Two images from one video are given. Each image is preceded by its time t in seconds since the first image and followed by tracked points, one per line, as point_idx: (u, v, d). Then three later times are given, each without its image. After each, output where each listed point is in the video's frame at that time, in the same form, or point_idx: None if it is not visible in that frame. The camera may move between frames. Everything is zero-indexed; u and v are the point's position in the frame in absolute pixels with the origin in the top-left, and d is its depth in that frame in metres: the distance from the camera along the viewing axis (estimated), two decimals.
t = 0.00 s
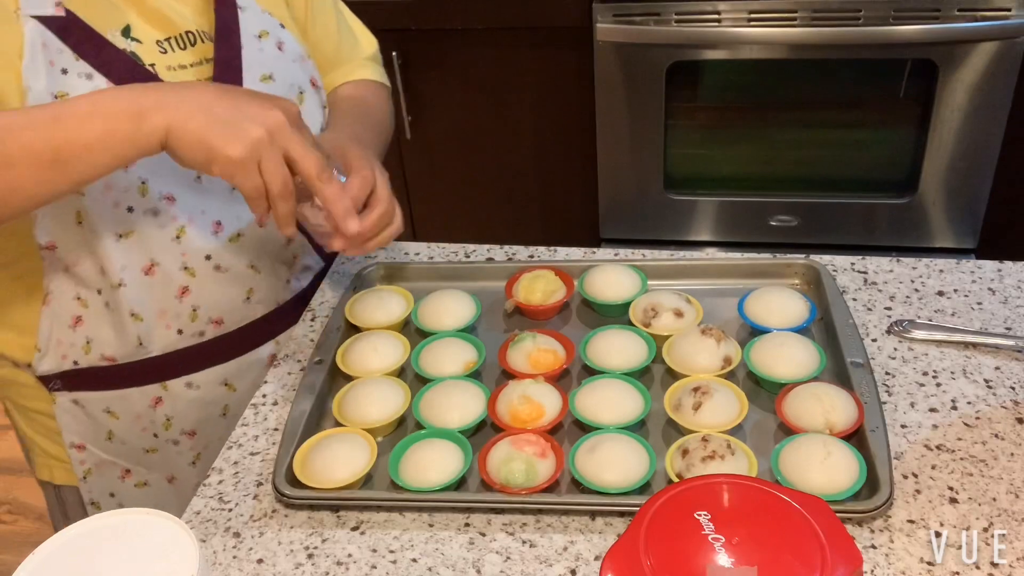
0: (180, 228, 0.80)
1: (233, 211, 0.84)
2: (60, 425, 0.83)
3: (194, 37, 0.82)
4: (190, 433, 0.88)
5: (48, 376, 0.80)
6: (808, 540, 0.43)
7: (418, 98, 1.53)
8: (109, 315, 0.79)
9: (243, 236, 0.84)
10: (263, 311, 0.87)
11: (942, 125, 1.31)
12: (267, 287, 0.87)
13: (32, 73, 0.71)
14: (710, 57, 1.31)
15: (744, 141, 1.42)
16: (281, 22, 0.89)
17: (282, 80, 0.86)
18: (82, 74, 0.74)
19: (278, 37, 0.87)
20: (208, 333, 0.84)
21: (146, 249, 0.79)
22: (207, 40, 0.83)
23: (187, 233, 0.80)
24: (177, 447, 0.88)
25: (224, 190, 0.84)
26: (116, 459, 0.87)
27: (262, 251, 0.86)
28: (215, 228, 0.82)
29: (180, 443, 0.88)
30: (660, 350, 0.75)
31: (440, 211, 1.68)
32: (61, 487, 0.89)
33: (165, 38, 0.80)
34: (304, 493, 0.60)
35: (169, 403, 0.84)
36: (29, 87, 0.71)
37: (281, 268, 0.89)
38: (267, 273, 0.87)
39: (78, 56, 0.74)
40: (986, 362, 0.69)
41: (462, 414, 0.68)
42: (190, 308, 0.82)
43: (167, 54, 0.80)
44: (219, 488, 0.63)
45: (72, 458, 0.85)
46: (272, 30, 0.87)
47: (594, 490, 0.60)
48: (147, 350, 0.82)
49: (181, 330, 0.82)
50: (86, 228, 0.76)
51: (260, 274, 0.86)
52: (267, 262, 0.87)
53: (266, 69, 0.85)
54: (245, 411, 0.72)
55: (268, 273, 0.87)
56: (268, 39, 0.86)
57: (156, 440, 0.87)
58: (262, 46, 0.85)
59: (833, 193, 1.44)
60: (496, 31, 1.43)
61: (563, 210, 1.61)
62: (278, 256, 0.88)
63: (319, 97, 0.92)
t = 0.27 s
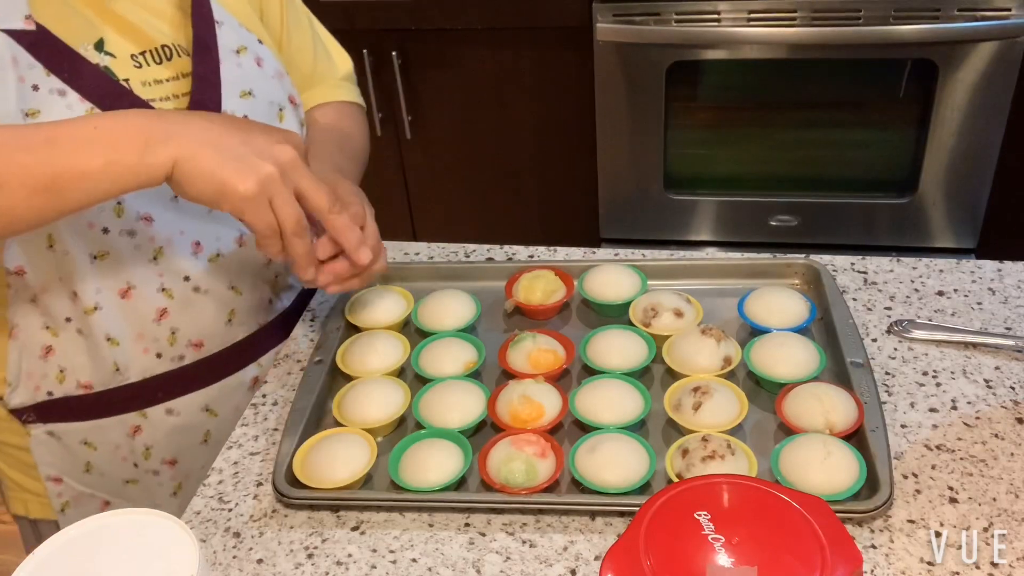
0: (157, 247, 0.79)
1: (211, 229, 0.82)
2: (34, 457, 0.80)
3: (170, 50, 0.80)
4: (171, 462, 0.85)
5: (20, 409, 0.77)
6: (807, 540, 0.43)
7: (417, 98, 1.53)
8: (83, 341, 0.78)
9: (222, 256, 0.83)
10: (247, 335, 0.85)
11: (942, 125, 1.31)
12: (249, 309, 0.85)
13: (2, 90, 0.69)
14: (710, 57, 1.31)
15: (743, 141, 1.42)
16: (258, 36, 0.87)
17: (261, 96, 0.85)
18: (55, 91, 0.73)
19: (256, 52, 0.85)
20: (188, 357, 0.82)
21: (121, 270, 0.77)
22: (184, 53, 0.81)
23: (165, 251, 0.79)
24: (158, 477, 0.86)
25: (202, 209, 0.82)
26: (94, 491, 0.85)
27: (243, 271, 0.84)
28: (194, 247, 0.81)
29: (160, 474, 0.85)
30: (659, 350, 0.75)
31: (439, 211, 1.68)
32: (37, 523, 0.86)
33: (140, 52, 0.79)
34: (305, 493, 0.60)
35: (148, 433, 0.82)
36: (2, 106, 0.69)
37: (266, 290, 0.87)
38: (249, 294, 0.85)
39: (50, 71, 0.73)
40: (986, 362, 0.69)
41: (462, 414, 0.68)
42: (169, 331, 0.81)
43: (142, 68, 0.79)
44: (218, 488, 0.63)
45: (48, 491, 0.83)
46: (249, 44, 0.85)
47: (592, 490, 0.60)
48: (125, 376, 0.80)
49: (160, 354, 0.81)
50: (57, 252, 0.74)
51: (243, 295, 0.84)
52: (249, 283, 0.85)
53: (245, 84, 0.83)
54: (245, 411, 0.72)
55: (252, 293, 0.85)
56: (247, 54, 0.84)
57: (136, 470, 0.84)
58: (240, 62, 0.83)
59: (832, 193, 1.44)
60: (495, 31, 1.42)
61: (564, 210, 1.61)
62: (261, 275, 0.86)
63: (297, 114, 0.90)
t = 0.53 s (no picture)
0: (146, 259, 0.78)
1: (201, 241, 0.82)
2: (22, 482, 0.79)
3: (156, 59, 0.79)
4: (161, 482, 0.84)
5: (6, 432, 0.76)
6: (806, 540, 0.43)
7: (417, 99, 1.53)
8: (70, 359, 0.76)
9: (213, 269, 0.82)
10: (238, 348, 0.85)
11: (942, 125, 1.31)
12: (241, 323, 0.84)
13: None
14: (710, 57, 1.31)
15: (743, 141, 1.42)
16: (246, 44, 0.86)
17: (250, 103, 0.84)
18: (39, 99, 0.72)
19: (243, 59, 0.85)
20: (179, 372, 0.81)
21: (110, 284, 0.77)
22: (169, 62, 0.80)
23: (154, 264, 0.78)
24: (150, 498, 0.85)
25: (192, 220, 0.81)
26: (84, 513, 0.84)
27: (234, 284, 0.84)
28: (184, 260, 0.80)
29: (151, 494, 0.85)
30: (660, 350, 0.75)
31: (439, 211, 1.68)
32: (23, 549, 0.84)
33: (125, 61, 0.78)
34: (306, 493, 0.60)
35: (138, 452, 0.81)
36: None
37: (257, 302, 0.86)
38: (241, 307, 0.84)
39: (33, 81, 0.72)
40: (986, 362, 0.69)
41: (462, 414, 0.68)
42: (160, 347, 0.80)
43: (127, 78, 0.78)
44: (219, 487, 0.63)
45: (38, 515, 0.82)
46: (236, 52, 0.84)
47: (593, 489, 0.60)
48: (114, 394, 0.79)
49: (151, 370, 0.80)
50: (43, 266, 0.73)
51: (234, 308, 0.84)
52: (241, 295, 0.84)
53: (233, 92, 0.83)
54: (245, 411, 0.72)
55: (243, 306, 0.84)
56: (234, 61, 0.84)
57: (126, 490, 0.84)
58: (228, 70, 0.83)
59: (831, 193, 1.44)
60: (495, 31, 1.42)
61: (563, 210, 1.61)
62: (251, 289, 0.85)
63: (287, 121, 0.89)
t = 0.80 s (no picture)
0: (148, 267, 0.77)
1: (202, 247, 0.81)
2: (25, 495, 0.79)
3: (150, 64, 0.79)
4: (166, 491, 0.84)
5: (7, 445, 0.77)
6: (806, 541, 0.43)
7: (417, 99, 1.53)
8: (72, 370, 0.76)
9: (215, 275, 0.82)
10: (242, 354, 0.84)
11: (942, 125, 1.31)
12: (244, 329, 0.84)
13: None
14: (710, 57, 1.31)
15: (743, 141, 1.42)
16: (238, 44, 0.86)
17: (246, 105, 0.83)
18: (36, 108, 0.72)
19: (238, 61, 0.84)
20: (183, 381, 0.81)
21: (112, 294, 0.76)
22: (163, 66, 0.80)
23: (156, 271, 0.78)
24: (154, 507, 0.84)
25: (192, 226, 0.81)
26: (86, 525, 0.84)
27: (236, 289, 0.83)
28: (186, 266, 0.80)
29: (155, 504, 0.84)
30: (660, 350, 0.75)
31: (439, 212, 1.68)
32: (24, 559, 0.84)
33: (119, 67, 0.78)
34: (306, 493, 0.60)
35: (142, 462, 0.80)
36: None
37: (260, 307, 0.86)
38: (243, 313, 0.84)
39: (29, 90, 0.72)
40: (986, 362, 0.69)
41: (462, 415, 0.68)
42: (163, 356, 0.79)
43: (122, 83, 0.78)
44: (218, 488, 0.63)
45: (41, 527, 0.82)
46: (230, 53, 0.84)
47: (593, 489, 0.60)
48: (117, 405, 0.79)
49: (154, 379, 0.79)
50: (45, 277, 0.73)
51: (237, 313, 0.83)
52: (243, 301, 0.84)
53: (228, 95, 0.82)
54: (245, 411, 0.72)
55: (246, 312, 0.84)
56: (228, 63, 0.83)
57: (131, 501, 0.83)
58: (222, 71, 0.82)
59: (831, 193, 1.44)
60: (494, 32, 1.42)
61: (564, 211, 1.61)
62: (254, 294, 0.85)
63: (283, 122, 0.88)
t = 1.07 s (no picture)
0: (169, 269, 0.75)
1: (218, 246, 0.79)
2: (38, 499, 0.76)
3: (158, 66, 0.78)
4: (184, 490, 0.82)
5: (23, 450, 0.73)
6: (806, 540, 0.43)
7: (417, 98, 1.53)
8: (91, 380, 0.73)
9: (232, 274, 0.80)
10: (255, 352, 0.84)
11: (942, 124, 1.31)
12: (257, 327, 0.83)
13: None
14: (710, 57, 1.31)
15: (743, 141, 1.42)
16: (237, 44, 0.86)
17: (251, 106, 0.83)
18: (53, 115, 0.69)
19: (238, 60, 0.84)
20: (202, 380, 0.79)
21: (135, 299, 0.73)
22: (172, 68, 0.79)
23: (177, 273, 0.75)
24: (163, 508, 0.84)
25: (209, 224, 0.78)
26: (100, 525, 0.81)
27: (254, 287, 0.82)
28: (204, 267, 0.78)
29: (173, 504, 0.82)
30: (660, 350, 0.75)
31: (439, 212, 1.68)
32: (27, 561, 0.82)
33: (128, 70, 0.76)
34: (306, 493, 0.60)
35: (160, 463, 0.79)
36: None
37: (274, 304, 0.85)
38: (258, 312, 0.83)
39: (44, 95, 0.69)
40: (986, 362, 0.69)
41: (462, 415, 0.68)
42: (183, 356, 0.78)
43: (133, 86, 0.76)
44: (218, 488, 0.63)
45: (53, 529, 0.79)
46: (231, 54, 0.84)
47: (593, 490, 0.60)
48: (135, 409, 0.75)
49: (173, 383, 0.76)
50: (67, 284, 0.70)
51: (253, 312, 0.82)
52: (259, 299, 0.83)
53: (234, 94, 0.81)
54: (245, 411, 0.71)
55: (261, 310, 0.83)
56: (229, 63, 0.83)
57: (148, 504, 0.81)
58: (225, 71, 0.82)
59: (831, 193, 1.44)
60: (495, 32, 1.42)
61: (564, 210, 1.61)
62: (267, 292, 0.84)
63: (285, 119, 0.89)
